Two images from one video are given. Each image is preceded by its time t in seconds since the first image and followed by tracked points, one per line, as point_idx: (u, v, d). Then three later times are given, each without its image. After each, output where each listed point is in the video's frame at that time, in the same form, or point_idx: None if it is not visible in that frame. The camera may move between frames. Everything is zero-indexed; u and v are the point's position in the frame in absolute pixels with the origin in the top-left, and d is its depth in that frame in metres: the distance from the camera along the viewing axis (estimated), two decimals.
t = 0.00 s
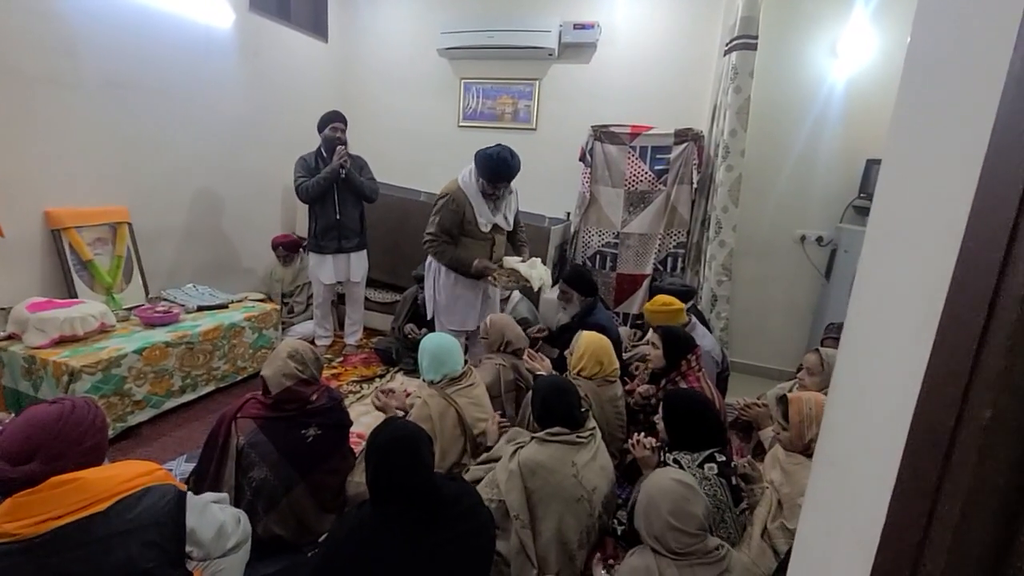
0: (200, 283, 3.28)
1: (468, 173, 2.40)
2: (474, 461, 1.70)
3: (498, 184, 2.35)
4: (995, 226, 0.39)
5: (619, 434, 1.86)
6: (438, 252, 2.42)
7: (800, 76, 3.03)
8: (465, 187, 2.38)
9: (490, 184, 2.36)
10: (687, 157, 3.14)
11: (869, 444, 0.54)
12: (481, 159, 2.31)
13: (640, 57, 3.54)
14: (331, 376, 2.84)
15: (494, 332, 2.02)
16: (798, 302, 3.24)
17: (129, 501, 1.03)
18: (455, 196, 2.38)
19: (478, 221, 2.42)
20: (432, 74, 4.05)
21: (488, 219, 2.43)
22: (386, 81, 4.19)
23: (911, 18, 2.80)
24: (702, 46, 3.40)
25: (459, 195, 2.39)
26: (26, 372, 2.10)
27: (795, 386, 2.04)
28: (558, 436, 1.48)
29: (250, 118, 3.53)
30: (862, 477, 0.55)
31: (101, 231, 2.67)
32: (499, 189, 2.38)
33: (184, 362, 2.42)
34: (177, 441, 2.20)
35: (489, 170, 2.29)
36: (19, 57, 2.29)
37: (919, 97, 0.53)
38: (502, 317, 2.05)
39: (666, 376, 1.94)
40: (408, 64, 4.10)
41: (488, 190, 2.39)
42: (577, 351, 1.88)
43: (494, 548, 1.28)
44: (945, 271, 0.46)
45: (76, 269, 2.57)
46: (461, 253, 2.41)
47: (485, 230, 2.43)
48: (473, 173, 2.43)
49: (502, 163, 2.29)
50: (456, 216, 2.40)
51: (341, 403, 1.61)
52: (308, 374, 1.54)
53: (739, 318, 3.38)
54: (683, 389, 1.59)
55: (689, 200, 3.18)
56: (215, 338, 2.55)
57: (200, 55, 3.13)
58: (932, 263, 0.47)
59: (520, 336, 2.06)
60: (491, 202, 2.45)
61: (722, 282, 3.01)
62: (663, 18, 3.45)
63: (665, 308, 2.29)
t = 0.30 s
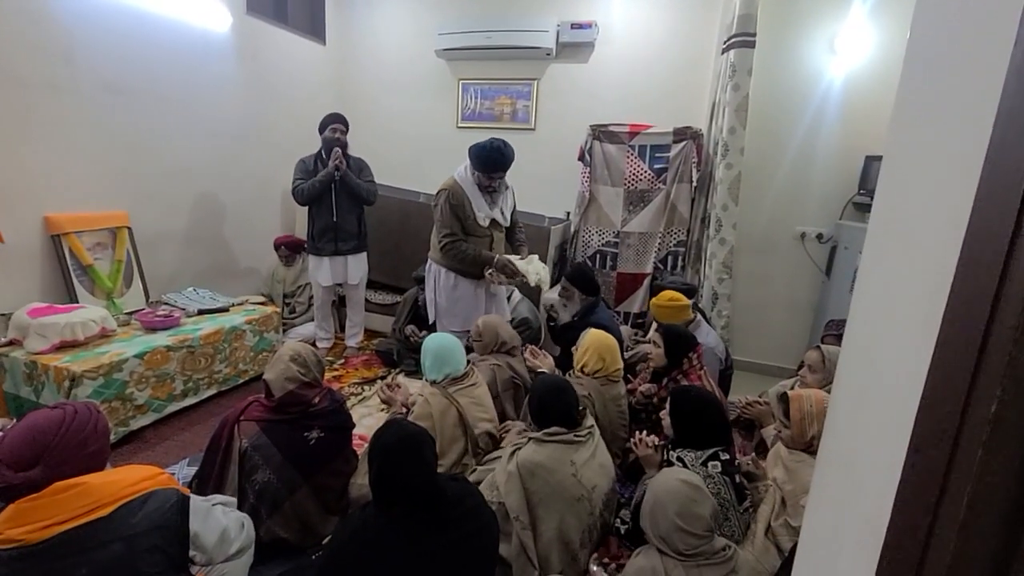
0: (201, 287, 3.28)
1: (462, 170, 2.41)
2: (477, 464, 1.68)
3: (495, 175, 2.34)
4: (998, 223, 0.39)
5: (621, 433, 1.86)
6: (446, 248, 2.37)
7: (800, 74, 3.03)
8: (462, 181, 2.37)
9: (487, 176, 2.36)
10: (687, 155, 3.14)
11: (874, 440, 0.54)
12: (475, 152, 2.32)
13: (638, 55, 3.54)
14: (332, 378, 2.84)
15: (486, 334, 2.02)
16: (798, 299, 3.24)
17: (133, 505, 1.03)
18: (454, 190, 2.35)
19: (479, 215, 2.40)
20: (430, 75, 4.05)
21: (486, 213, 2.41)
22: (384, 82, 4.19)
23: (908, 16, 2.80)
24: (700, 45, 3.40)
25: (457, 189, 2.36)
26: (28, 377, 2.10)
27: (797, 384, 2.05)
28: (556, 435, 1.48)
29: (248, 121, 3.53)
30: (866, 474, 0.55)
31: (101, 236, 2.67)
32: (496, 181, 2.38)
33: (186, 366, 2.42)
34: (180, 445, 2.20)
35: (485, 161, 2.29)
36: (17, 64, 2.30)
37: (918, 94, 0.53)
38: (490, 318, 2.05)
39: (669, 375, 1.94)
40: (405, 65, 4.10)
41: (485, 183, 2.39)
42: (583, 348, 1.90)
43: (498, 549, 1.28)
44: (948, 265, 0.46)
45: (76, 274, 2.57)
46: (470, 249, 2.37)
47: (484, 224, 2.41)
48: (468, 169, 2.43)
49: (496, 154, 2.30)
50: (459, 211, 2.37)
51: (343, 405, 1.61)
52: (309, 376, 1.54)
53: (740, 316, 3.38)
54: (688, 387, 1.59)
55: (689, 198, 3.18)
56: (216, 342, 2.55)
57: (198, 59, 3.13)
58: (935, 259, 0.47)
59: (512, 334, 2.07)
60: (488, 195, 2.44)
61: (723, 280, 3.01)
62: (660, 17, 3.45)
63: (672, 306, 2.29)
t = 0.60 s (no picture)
0: (202, 290, 3.28)
1: (468, 171, 2.41)
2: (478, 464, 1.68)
3: (500, 175, 2.34)
4: (999, 221, 0.39)
5: (623, 433, 1.87)
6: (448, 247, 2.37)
7: (799, 73, 3.03)
8: (468, 181, 2.37)
9: (493, 177, 2.35)
10: (686, 155, 3.14)
11: (876, 438, 0.54)
12: (483, 152, 2.31)
13: (637, 55, 3.54)
14: (333, 380, 2.84)
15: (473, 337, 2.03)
16: (798, 297, 3.24)
17: (135, 509, 1.03)
18: (458, 189, 2.36)
19: (482, 215, 2.40)
20: (429, 77, 4.05)
21: (490, 213, 2.43)
22: (383, 84, 4.19)
23: (907, 17, 2.82)
24: (698, 44, 3.40)
25: (462, 188, 2.37)
26: (30, 382, 2.10)
27: (797, 382, 2.05)
28: (551, 434, 1.48)
29: (247, 124, 3.53)
30: (869, 473, 0.55)
31: (101, 240, 2.68)
32: (501, 181, 2.38)
33: (187, 369, 2.42)
34: (181, 448, 2.20)
35: (491, 161, 2.29)
36: (17, 69, 2.30)
37: (917, 94, 0.53)
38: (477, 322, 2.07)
39: (670, 375, 1.94)
40: (404, 67, 4.10)
41: (490, 183, 2.39)
42: (588, 347, 1.90)
43: (501, 549, 1.28)
44: (948, 264, 0.46)
45: (77, 278, 2.57)
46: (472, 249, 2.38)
47: (487, 225, 2.42)
48: (474, 170, 2.43)
49: (503, 154, 2.30)
50: (462, 210, 2.38)
51: (344, 406, 1.61)
52: (309, 378, 1.54)
53: (740, 315, 3.37)
54: (691, 386, 1.59)
55: (689, 198, 3.18)
56: (217, 345, 2.55)
57: (197, 62, 3.13)
58: (935, 257, 0.47)
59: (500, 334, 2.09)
60: (493, 195, 2.45)
61: (723, 279, 3.01)
62: (658, 16, 3.45)
63: (674, 305, 2.29)
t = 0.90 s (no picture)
0: (202, 292, 3.28)
1: (477, 172, 2.42)
2: (479, 466, 1.68)
3: (509, 176, 2.34)
4: (999, 220, 0.39)
5: (624, 433, 1.87)
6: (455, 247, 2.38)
7: (798, 73, 3.03)
8: (477, 182, 2.38)
9: (501, 177, 2.35)
10: (685, 155, 3.14)
11: (877, 436, 0.54)
12: (493, 153, 2.31)
13: (636, 56, 3.55)
14: (333, 381, 2.84)
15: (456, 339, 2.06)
16: (798, 297, 3.24)
17: (135, 511, 1.02)
18: (466, 190, 2.37)
19: (490, 216, 2.41)
20: (428, 78, 4.06)
21: (497, 215, 2.42)
22: (382, 85, 4.20)
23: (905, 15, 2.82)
24: (698, 45, 3.40)
25: (470, 189, 2.38)
26: (30, 385, 2.10)
27: (799, 382, 2.05)
28: (546, 435, 1.49)
29: (247, 126, 3.53)
30: (870, 471, 0.55)
31: (101, 242, 2.68)
32: (511, 182, 2.38)
33: (188, 371, 2.42)
34: (181, 450, 2.20)
35: (500, 162, 2.29)
36: (17, 72, 2.31)
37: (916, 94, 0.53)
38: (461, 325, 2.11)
39: (671, 375, 1.94)
40: (404, 68, 4.11)
41: (499, 184, 2.39)
42: (591, 347, 1.90)
43: (502, 551, 1.28)
44: (948, 263, 0.46)
45: (77, 281, 2.57)
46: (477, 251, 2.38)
47: (494, 227, 2.42)
48: (482, 171, 2.44)
49: (512, 155, 2.30)
50: (470, 211, 2.39)
51: (344, 408, 1.61)
52: (309, 379, 1.54)
53: (741, 315, 3.37)
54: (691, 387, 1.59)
55: (689, 198, 3.18)
56: (217, 347, 2.55)
57: (196, 64, 3.13)
58: (935, 256, 0.48)
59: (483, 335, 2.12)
60: (502, 196, 2.45)
61: (723, 279, 3.01)
62: (657, 17, 3.45)
63: (674, 305, 2.29)
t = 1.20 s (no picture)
0: (202, 294, 3.28)
1: (488, 175, 2.41)
2: (480, 467, 1.68)
3: (520, 180, 2.33)
4: (1000, 219, 0.39)
5: (624, 434, 1.87)
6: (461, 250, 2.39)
7: (799, 74, 3.03)
8: (487, 184, 2.37)
9: (512, 181, 2.34)
10: (685, 156, 3.14)
11: (879, 437, 0.54)
12: (506, 156, 2.29)
13: (636, 56, 3.55)
14: (334, 382, 2.84)
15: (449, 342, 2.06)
16: (799, 297, 3.24)
17: (135, 512, 1.02)
18: (476, 193, 2.37)
19: (499, 220, 2.39)
20: (428, 79, 4.06)
21: (506, 219, 2.40)
22: (383, 87, 4.20)
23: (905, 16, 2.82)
24: (697, 46, 3.40)
25: (479, 192, 2.38)
26: (31, 386, 2.10)
27: (800, 383, 2.04)
28: (547, 437, 1.49)
29: (247, 127, 3.54)
30: (873, 472, 0.54)
31: (102, 244, 2.68)
32: (522, 185, 2.36)
33: (188, 372, 2.42)
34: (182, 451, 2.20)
35: (512, 166, 2.28)
36: (18, 73, 2.31)
37: (917, 95, 0.53)
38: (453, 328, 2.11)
39: (672, 377, 1.94)
40: (404, 69, 4.11)
41: (510, 187, 2.37)
42: (592, 347, 1.89)
43: (503, 552, 1.28)
44: (949, 263, 0.46)
45: (77, 283, 2.57)
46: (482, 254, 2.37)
47: (502, 230, 2.40)
48: (494, 173, 2.43)
49: (523, 159, 2.29)
50: (480, 214, 2.39)
51: (345, 409, 1.61)
52: (309, 380, 1.54)
53: (741, 316, 3.37)
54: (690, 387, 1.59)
55: (689, 199, 3.18)
56: (218, 348, 2.55)
57: (196, 66, 3.13)
58: (935, 257, 0.48)
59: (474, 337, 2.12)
60: (513, 199, 2.43)
61: (723, 280, 3.01)
62: (657, 18, 3.46)
63: (675, 306, 2.29)
